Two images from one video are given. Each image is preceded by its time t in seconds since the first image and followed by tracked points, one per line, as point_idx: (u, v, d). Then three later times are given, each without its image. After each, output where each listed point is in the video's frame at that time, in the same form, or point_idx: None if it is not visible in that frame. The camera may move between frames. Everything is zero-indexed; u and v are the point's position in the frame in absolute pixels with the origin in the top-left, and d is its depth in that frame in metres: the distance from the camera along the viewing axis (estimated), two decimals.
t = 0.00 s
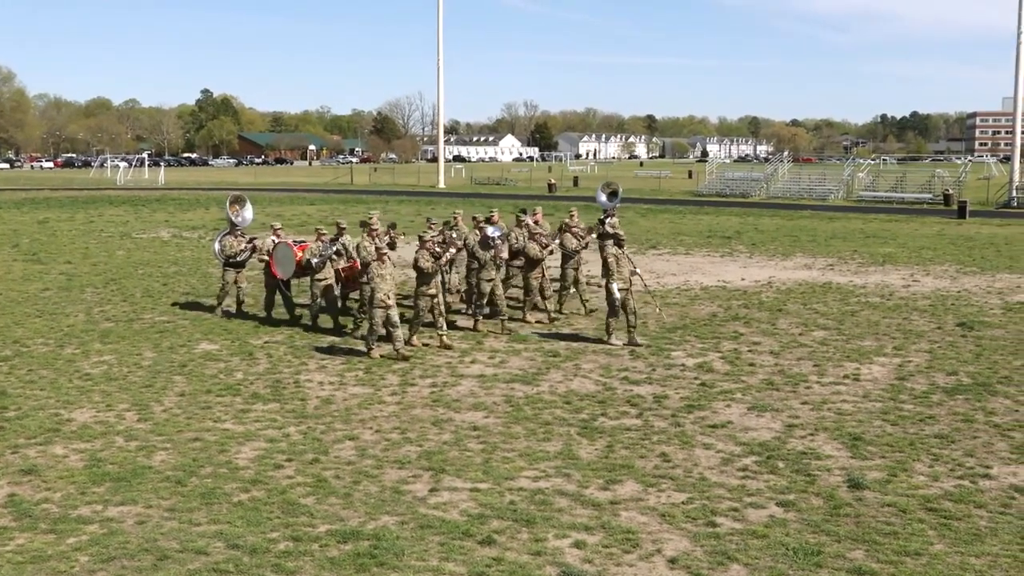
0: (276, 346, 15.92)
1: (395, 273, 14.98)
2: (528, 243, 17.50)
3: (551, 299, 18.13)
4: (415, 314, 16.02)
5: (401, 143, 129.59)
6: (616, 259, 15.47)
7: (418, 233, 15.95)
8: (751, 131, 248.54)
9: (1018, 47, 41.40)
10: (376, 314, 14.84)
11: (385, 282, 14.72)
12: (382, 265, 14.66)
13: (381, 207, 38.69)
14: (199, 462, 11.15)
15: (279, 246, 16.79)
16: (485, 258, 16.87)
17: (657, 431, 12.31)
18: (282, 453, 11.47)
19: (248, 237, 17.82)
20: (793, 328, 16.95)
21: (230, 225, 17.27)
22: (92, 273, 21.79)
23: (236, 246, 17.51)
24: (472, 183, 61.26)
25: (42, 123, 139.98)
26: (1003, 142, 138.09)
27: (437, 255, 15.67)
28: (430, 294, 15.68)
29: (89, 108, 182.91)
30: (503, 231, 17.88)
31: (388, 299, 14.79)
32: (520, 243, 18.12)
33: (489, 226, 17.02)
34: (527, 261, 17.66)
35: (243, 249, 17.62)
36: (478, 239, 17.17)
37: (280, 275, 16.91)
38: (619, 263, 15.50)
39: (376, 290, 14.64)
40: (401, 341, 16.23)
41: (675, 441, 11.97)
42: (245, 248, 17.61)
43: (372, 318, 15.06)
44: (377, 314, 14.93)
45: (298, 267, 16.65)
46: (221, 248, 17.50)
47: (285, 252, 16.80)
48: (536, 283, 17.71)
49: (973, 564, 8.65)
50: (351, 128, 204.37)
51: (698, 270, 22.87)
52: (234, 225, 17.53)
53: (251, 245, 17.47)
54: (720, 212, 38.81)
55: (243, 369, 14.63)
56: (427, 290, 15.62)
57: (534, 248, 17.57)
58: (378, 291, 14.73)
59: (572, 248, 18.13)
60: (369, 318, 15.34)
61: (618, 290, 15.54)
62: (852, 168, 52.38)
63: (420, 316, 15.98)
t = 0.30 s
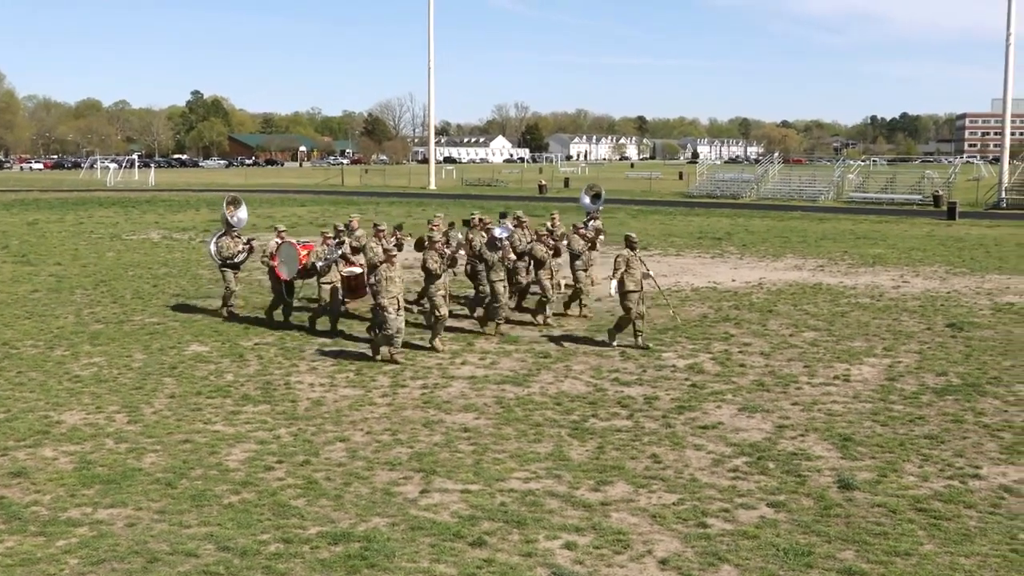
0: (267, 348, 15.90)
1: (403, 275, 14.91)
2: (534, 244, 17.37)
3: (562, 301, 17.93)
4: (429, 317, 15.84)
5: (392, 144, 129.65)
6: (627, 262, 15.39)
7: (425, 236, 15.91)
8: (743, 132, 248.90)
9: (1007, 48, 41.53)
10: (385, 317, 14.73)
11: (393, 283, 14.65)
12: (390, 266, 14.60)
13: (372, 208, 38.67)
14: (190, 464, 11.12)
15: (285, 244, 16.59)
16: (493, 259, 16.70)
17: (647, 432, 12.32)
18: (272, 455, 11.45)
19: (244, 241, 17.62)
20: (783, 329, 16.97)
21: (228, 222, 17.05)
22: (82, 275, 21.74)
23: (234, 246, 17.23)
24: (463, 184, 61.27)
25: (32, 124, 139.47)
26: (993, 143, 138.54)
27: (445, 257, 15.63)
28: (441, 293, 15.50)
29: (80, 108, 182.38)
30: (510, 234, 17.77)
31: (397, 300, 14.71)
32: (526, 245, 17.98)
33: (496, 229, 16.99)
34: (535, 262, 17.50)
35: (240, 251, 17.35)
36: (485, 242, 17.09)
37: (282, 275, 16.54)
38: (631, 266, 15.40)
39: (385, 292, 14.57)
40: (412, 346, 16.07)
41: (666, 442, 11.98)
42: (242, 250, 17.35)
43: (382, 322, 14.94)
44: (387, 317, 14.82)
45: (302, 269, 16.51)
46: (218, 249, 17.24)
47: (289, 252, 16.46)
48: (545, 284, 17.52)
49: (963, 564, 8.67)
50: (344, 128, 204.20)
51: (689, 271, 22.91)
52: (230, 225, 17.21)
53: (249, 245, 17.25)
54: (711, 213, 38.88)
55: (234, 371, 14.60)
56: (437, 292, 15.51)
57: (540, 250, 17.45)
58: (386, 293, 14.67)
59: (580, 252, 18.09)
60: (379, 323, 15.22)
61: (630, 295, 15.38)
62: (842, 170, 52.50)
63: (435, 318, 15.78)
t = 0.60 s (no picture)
0: (254, 350, 15.86)
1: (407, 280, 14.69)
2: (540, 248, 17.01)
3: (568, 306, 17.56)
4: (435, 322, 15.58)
5: (380, 146, 129.43)
6: (636, 265, 15.19)
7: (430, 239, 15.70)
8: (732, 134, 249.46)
9: (992, 49, 41.72)
10: (391, 322, 14.50)
11: (398, 287, 14.43)
12: (395, 270, 14.38)
13: (360, 210, 38.66)
14: (177, 466, 11.09)
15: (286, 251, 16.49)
16: (498, 263, 16.37)
17: (635, 433, 12.34)
18: (259, 457, 11.42)
19: (239, 243, 17.47)
20: (770, 330, 17.01)
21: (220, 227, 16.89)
22: (68, 277, 21.64)
23: (228, 251, 17.14)
24: (450, 186, 61.32)
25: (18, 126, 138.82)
26: (980, 143, 139.16)
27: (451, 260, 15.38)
28: (448, 298, 15.23)
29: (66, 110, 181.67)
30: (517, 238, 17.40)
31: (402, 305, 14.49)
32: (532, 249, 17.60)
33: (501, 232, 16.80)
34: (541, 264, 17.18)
35: (236, 254, 17.25)
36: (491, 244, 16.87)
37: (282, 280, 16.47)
38: (641, 269, 15.20)
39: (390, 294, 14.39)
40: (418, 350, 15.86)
41: (653, 443, 12.00)
42: (238, 253, 17.24)
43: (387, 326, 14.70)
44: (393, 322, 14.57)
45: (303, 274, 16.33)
46: (213, 253, 17.17)
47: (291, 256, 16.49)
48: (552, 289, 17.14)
49: (949, 564, 8.71)
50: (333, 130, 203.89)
51: (676, 273, 22.95)
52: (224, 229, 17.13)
53: (243, 248, 17.12)
54: (697, 215, 38.94)
55: (220, 373, 14.56)
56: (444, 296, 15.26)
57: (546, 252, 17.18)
58: (390, 296, 14.42)
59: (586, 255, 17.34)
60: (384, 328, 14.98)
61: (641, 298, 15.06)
62: (828, 172, 52.68)
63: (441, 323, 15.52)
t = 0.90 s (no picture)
0: (242, 351, 15.82)
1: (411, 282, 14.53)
2: (543, 250, 16.95)
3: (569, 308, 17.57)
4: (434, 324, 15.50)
5: (367, 147, 129.18)
6: (645, 267, 14.78)
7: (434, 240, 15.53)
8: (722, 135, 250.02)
9: (977, 51, 41.89)
10: (394, 325, 14.36)
11: (402, 290, 14.27)
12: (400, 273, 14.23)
13: (348, 211, 38.60)
14: (164, 469, 11.06)
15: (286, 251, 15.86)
16: (501, 264, 16.28)
17: (622, 434, 12.36)
18: (247, 459, 11.40)
19: (236, 244, 17.21)
20: (757, 331, 17.05)
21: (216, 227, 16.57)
22: (54, 279, 21.55)
23: (225, 251, 16.83)
24: (438, 188, 61.33)
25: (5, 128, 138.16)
26: (967, 144, 139.79)
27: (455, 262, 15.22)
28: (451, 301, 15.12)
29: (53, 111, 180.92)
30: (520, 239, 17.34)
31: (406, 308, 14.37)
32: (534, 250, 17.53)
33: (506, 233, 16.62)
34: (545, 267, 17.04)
35: (232, 255, 16.94)
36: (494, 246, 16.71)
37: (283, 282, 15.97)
38: (650, 270, 14.80)
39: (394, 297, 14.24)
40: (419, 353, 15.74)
41: (641, 444, 12.02)
42: (235, 254, 16.95)
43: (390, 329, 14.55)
44: (396, 325, 14.45)
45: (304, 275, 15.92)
46: (210, 254, 16.85)
47: (289, 259, 15.82)
48: (554, 291, 17.11)
49: (936, 563, 8.74)
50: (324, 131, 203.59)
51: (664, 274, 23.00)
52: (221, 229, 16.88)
53: (241, 250, 16.87)
54: (684, 216, 39.01)
55: (208, 375, 14.52)
56: (446, 298, 15.12)
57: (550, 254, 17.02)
58: (394, 299, 14.29)
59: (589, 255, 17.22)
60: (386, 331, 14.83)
61: (648, 300, 14.80)
62: (815, 173, 52.88)
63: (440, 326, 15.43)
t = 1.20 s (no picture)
0: (229, 353, 15.78)
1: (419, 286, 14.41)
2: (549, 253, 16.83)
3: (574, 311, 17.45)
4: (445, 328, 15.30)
5: (354, 148, 128.88)
6: (655, 271, 14.81)
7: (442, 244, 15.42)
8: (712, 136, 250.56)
9: (963, 52, 42.06)
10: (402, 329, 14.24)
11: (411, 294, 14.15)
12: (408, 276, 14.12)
13: (335, 212, 38.56)
14: (150, 471, 11.02)
15: (290, 255, 15.93)
16: (508, 267, 16.15)
17: (610, 434, 12.37)
18: (234, 461, 11.37)
19: (238, 248, 17.22)
20: (745, 331, 17.10)
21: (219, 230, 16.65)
22: (40, 281, 21.47)
23: (227, 255, 16.89)
24: (426, 188, 61.35)
25: None
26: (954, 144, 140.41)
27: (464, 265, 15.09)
28: (460, 304, 14.93)
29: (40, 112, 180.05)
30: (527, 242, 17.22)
31: (414, 311, 14.24)
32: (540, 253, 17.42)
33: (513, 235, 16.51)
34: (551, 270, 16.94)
35: (235, 259, 17.00)
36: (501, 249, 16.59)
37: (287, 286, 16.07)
38: (660, 274, 14.84)
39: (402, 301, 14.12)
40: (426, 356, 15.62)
41: (629, 444, 12.03)
42: (236, 257, 17.01)
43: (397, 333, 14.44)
44: (403, 329, 14.34)
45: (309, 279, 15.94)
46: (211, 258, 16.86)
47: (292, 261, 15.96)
48: (560, 293, 16.99)
49: (922, 562, 8.77)
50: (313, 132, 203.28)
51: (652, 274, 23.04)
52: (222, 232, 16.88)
53: (242, 253, 16.94)
54: (671, 217, 39.11)
55: (194, 376, 14.48)
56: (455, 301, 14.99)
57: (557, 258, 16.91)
58: (402, 304, 14.16)
59: (593, 259, 17.49)
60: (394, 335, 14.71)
61: (657, 305, 14.80)
62: (802, 173, 53.11)
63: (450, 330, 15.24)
